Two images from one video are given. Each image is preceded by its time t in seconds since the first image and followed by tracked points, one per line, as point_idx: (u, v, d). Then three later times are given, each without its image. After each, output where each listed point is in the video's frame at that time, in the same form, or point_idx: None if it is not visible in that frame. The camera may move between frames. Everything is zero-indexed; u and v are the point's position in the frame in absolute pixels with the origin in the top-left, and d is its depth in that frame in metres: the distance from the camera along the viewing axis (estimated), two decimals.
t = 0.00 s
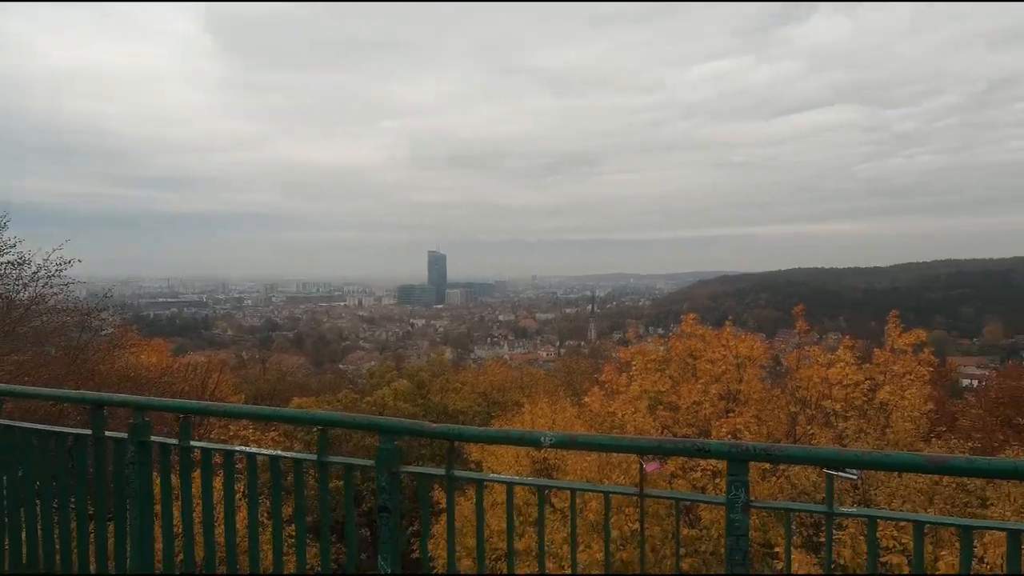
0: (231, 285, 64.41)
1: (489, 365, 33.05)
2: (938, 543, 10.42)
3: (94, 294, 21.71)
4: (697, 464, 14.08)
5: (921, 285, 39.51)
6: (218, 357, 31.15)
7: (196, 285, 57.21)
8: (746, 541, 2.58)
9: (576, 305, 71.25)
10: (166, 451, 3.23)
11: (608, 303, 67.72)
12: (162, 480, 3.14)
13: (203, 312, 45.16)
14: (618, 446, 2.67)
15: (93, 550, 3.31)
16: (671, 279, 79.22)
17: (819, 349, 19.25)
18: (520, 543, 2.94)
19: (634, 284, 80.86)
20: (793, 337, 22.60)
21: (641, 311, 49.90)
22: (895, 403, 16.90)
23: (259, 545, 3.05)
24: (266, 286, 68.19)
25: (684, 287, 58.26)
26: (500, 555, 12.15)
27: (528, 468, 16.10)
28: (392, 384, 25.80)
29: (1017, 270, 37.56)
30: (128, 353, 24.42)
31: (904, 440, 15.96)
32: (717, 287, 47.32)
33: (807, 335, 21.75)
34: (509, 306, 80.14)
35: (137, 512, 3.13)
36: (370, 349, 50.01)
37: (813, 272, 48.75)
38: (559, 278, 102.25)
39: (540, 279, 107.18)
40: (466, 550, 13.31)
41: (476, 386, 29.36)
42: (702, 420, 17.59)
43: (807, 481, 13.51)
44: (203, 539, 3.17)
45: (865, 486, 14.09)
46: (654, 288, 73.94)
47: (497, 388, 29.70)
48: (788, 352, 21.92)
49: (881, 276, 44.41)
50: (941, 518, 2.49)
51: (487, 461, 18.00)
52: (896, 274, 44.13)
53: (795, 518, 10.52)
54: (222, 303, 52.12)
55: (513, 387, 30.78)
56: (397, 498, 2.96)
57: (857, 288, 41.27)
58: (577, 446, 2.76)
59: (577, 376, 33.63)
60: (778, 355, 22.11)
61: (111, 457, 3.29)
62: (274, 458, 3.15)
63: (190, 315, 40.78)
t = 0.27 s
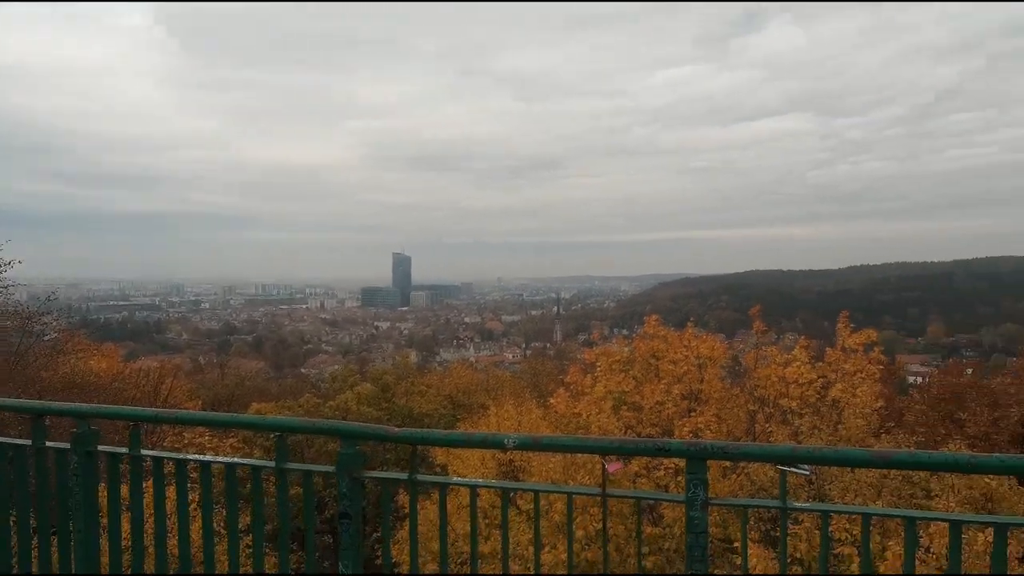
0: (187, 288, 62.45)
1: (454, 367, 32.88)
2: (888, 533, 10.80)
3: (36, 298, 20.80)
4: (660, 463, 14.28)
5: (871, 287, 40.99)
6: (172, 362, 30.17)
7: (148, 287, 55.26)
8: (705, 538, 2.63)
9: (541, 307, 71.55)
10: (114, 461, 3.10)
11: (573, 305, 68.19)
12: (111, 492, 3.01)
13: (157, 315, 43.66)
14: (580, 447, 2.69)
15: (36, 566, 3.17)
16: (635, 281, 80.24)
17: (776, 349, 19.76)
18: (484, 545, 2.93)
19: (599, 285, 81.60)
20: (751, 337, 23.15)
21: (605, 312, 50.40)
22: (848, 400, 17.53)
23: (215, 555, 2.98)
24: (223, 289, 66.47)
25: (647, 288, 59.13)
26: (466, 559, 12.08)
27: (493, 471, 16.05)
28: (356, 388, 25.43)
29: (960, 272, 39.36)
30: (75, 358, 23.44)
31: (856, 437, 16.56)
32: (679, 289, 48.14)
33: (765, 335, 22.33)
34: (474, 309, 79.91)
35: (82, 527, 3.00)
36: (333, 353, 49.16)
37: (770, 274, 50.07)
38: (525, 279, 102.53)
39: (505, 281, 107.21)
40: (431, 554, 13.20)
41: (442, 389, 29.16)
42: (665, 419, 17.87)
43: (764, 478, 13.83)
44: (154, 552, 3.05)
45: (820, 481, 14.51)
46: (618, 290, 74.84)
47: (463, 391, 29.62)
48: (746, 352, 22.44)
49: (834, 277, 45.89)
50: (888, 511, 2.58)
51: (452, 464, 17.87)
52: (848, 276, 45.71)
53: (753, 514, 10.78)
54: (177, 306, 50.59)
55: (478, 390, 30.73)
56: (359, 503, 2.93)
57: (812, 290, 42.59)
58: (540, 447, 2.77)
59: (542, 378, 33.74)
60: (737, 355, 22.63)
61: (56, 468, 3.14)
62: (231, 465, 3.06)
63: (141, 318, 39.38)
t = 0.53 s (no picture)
0: (155, 290, 61.11)
1: (430, 370, 32.75)
2: (855, 530, 11.00)
3: None
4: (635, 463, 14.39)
5: (839, 289, 41.93)
6: (138, 367, 29.50)
7: (114, 289, 53.97)
8: (679, 538, 2.65)
9: (518, 309, 71.62)
10: (74, 468, 3.00)
11: (549, 306, 68.41)
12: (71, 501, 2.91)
13: (122, 318, 42.58)
14: (556, 448, 2.70)
15: None
16: (610, 282, 80.86)
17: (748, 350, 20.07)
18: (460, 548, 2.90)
19: (576, 287, 82.02)
20: (724, 339, 23.49)
21: (581, 314, 50.63)
22: (817, 401, 17.90)
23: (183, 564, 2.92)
24: (193, 291, 65.20)
25: (623, 291, 59.62)
26: (441, 563, 11.98)
27: (469, 473, 15.98)
28: (330, 391, 25.16)
29: (923, 274, 40.50)
30: (34, 364, 22.75)
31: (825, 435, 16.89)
32: (653, 291, 48.63)
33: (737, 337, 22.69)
34: (451, 311, 79.60)
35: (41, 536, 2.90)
36: (306, 356, 48.54)
37: (742, 276, 50.91)
38: (501, 280, 102.55)
39: (482, 283, 107.22)
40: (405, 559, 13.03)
41: (418, 391, 28.98)
42: (640, 420, 18.03)
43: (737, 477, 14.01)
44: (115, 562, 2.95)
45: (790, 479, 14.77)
46: (594, 292, 75.33)
47: (439, 393, 29.56)
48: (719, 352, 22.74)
49: (804, 279, 46.85)
50: (853, 507, 2.64)
51: (428, 467, 17.75)
52: (819, 278, 46.68)
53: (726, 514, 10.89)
54: (145, 309, 49.46)
55: (454, 392, 30.67)
56: (330, 508, 2.89)
57: (783, 291, 43.43)
58: (515, 448, 2.77)
59: (520, 379, 33.78)
60: (711, 356, 22.93)
61: (13, 476, 3.03)
62: (195, 471, 2.96)
63: (106, 322, 38.37)
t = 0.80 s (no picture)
0: (130, 290, 59.99)
1: (411, 370, 32.59)
2: (830, 527, 11.15)
3: None
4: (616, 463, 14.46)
5: (816, 291, 42.61)
6: (112, 368, 28.92)
7: (87, 289, 52.86)
8: (657, 537, 2.67)
9: (500, 310, 71.63)
10: (43, 472, 2.94)
11: (531, 307, 68.48)
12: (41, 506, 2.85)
13: (95, 318, 41.71)
14: (536, 448, 2.71)
15: None
16: (592, 284, 81.22)
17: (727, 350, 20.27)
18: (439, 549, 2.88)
19: (558, 288, 82.29)
20: (704, 339, 23.71)
21: (563, 315, 50.85)
22: (794, 400, 18.15)
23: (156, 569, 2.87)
24: (169, 291, 64.09)
25: (604, 291, 59.94)
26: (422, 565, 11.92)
27: (451, 474, 15.91)
28: (309, 392, 24.87)
29: (897, 277, 41.35)
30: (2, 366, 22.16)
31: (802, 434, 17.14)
32: (634, 292, 48.93)
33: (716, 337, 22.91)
34: (433, 311, 79.38)
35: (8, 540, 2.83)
36: (285, 357, 48.01)
37: (721, 277, 51.50)
38: (483, 281, 102.41)
39: (464, 283, 106.93)
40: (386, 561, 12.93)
41: (399, 392, 28.78)
42: (621, 420, 18.11)
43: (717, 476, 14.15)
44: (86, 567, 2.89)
45: (768, 477, 14.96)
46: (576, 292, 75.63)
47: (420, 394, 29.44)
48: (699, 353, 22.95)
49: (782, 281, 47.51)
50: (827, 505, 2.68)
51: (410, 468, 17.65)
52: (796, 280, 47.39)
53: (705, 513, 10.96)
54: (119, 309, 48.48)
55: (436, 393, 30.56)
56: (309, 511, 2.86)
57: (762, 292, 44.00)
58: (496, 449, 2.77)
59: (501, 380, 33.79)
60: (690, 356, 23.13)
61: None
62: (169, 475, 2.90)
63: (79, 323, 37.55)
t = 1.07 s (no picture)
0: (111, 289, 59.12)
1: (397, 371, 32.47)
2: (812, 525, 11.28)
3: None
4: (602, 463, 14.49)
5: (800, 292, 43.05)
6: (91, 368, 28.47)
7: (67, 288, 52.01)
8: (641, 536, 2.68)
9: (487, 310, 71.61)
10: (17, 476, 2.88)
11: (518, 308, 68.34)
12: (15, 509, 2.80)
13: (75, 317, 41.05)
14: (520, 449, 2.71)
15: None
16: (578, 284, 81.39)
17: (712, 351, 20.42)
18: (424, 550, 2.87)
19: (545, 288, 82.45)
20: (689, 340, 23.86)
21: (550, 315, 50.94)
22: (777, 400, 18.33)
23: (134, 572, 2.84)
24: (151, 290, 63.12)
25: (591, 292, 60.15)
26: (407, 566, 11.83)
27: (437, 475, 15.84)
28: (293, 392, 24.65)
29: (878, 279, 41.93)
30: None
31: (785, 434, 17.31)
32: (621, 293, 49.04)
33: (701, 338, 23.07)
34: (420, 311, 79.18)
35: None
36: (270, 357, 47.61)
37: (706, 278, 51.84)
38: (470, 282, 102.24)
39: (451, 283, 106.67)
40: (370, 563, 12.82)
41: (384, 393, 28.62)
42: (607, 420, 18.16)
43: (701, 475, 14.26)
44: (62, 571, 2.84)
45: (752, 477, 15.10)
46: (563, 293, 75.80)
47: (406, 394, 29.35)
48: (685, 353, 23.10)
49: (766, 283, 47.94)
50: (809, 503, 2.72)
51: (395, 469, 17.54)
52: (780, 281, 47.89)
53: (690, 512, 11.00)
54: (99, 308, 47.69)
55: (422, 393, 30.47)
56: (292, 513, 2.84)
57: (746, 293, 44.43)
58: (480, 450, 2.77)
59: (488, 380, 33.80)
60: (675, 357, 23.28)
61: None
62: (147, 477, 2.86)
63: (58, 322, 36.93)
